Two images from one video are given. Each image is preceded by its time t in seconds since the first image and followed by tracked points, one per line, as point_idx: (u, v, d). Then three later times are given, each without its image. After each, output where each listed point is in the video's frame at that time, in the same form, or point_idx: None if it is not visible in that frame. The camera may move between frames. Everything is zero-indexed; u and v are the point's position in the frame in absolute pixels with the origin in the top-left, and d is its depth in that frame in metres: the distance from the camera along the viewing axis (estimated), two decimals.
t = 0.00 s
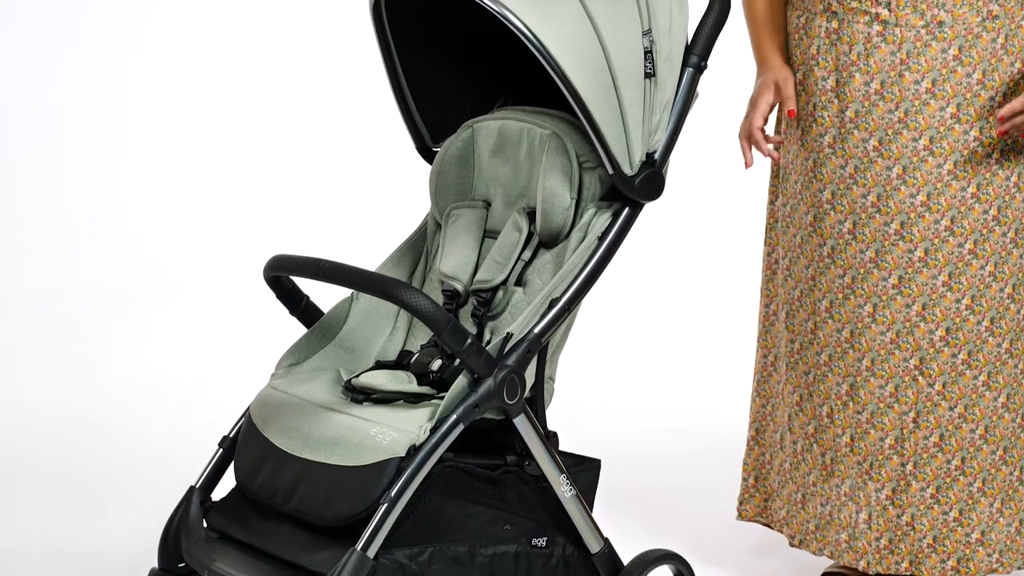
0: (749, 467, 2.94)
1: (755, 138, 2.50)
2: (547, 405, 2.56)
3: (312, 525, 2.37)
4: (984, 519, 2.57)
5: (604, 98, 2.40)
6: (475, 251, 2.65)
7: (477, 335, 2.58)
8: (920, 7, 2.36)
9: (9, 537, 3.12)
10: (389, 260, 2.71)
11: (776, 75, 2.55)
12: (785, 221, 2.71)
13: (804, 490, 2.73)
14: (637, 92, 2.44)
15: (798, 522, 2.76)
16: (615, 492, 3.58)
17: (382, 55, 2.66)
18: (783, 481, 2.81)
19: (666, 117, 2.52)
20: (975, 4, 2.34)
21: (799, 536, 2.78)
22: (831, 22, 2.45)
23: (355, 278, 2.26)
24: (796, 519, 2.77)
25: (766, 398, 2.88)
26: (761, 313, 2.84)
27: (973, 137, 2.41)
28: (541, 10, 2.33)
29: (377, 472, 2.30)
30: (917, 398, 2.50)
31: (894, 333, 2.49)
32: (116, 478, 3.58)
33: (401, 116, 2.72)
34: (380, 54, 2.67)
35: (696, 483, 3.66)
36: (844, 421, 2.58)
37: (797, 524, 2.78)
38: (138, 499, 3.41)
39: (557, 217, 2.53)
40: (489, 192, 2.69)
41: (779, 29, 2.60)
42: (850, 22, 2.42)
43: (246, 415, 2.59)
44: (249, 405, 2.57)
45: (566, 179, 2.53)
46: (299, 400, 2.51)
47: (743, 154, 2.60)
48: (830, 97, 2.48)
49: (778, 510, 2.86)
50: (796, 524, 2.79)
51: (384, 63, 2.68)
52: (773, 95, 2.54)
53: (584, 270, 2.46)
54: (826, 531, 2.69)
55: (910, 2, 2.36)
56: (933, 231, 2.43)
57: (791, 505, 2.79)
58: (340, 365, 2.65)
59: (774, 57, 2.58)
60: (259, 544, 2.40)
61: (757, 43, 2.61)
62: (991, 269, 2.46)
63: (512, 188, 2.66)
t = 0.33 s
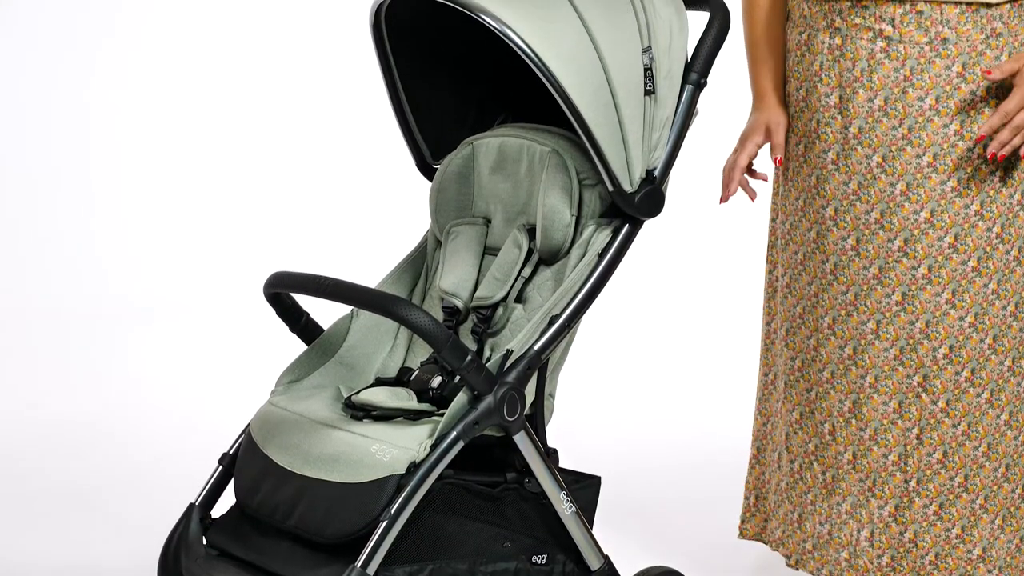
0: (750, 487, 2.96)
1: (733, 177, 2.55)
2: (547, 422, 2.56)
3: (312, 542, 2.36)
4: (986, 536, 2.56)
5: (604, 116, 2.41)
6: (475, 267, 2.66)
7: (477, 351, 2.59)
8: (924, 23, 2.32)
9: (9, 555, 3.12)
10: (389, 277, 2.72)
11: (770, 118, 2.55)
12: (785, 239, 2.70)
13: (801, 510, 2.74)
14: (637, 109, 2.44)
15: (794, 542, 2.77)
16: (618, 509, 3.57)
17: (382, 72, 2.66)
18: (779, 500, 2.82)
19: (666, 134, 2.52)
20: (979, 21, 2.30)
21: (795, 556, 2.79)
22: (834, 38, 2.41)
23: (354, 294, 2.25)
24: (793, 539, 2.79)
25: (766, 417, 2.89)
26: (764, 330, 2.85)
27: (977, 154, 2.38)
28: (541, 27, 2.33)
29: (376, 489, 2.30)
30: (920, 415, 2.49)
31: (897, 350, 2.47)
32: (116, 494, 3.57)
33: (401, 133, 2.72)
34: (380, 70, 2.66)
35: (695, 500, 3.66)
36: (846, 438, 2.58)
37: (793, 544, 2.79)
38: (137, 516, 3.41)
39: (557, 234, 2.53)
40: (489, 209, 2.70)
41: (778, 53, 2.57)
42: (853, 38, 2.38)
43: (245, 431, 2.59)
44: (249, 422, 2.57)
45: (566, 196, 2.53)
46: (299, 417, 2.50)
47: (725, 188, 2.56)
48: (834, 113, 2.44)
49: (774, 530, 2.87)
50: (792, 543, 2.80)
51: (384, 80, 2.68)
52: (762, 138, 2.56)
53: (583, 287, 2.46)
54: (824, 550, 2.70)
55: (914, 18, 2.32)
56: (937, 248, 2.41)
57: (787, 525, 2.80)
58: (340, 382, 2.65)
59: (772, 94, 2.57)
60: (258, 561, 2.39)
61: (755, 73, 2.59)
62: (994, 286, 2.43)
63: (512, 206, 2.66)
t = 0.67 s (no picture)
0: (749, 501, 2.94)
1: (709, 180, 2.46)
2: (547, 439, 2.56)
3: (312, 559, 2.35)
4: (982, 550, 2.49)
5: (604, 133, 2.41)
6: (475, 283, 2.66)
7: (477, 368, 2.59)
8: (925, 39, 2.19)
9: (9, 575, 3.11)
10: (389, 294, 2.72)
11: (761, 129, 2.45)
12: (780, 253, 2.59)
13: (800, 524, 2.66)
14: (637, 126, 2.44)
15: (794, 556, 2.70)
16: (619, 528, 3.55)
17: (382, 88, 2.65)
18: (778, 513, 2.74)
19: (666, 150, 2.52)
20: (981, 37, 2.18)
21: (794, 570, 2.72)
22: (836, 54, 2.28)
23: (354, 310, 2.23)
24: (792, 552, 2.72)
25: (764, 431, 2.86)
26: (761, 346, 2.82)
27: (977, 170, 2.26)
28: (541, 44, 2.33)
29: (376, 506, 2.30)
30: (919, 429, 2.40)
31: (896, 364, 2.37)
32: (116, 513, 3.57)
33: (401, 150, 2.73)
34: (379, 87, 2.66)
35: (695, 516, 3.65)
36: (845, 452, 2.49)
37: (792, 558, 2.72)
38: (137, 534, 3.40)
39: (557, 250, 2.53)
40: (489, 225, 2.70)
41: (778, 68, 2.46)
42: (855, 53, 2.25)
43: (246, 448, 2.59)
44: (249, 439, 2.56)
45: (566, 213, 2.54)
46: (299, 433, 2.49)
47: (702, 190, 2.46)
48: (835, 128, 2.32)
49: (773, 543, 2.80)
50: (791, 557, 2.72)
51: (384, 96, 2.67)
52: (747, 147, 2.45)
53: (583, 304, 2.45)
54: (824, 563, 2.62)
55: (916, 34, 2.19)
56: (937, 262, 2.30)
57: (787, 539, 2.73)
58: (340, 399, 2.66)
59: (770, 106, 2.46)
60: None
61: (752, 86, 2.48)
62: (993, 301, 2.33)
63: (512, 223, 2.67)
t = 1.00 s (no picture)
0: (744, 512, 2.89)
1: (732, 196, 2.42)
2: (547, 454, 2.56)
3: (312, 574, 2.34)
4: (976, 562, 2.42)
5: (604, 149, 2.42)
6: (475, 299, 2.67)
7: (478, 383, 2.59)
8: (920, 53, 2.17)
9: None
10: (389, 309, 2.72)
11: (775, 135, 2.40)
12: (778, 265, 2.56)
13: (803, 531, 2.63)
14: (637, 143, 2.45)
15: (798, 563, 2.66)
16: (619, 544, 3.54)
17: (382, 104, 2.66)
18: (778, 522, 2.71)
19: (666, 166, 2.52)
20: (974, 52, 2.16)
21: None
22: (830, 67, 2.26)
23: (355, 326, 2.23)
24: (796, 560, 2.68)
25: (761, 442, 2.82)
26: (756, 357, 2.78)
27: (970, 184, 2.23)
28: (541, 60, 2.34)
29: (376, 521, 2.29)
30: (913, 440, 2.35)
31: (892, 374, 2.34)
32: (114, 530, 3.55)
33: (402, 166, 2.74)
34: (380, 102, 2.67)
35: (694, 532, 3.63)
36: (842, 460, 2.46)
37: (796, 565, 2.68)
38: (137, 552, 3.39)
39: (557, 266, 2.54)
40: (489, 240, 2.71)
41: (778, 78, 2.44)
42: (849, 67, 2.23)
43: (245, 464, 2.58)
44: (249, 455, 2.56)
45: (566, 229, 2.54)
46: (300, 449, 2.49)
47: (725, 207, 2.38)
48: (830, 141, 2.29)
49: (774, 552, 2.77)
50: (794, 564, 2.69)
51: (384, 112, 2.68)
52: (768, 158, 2.41)
53: (583, 319, 2.46)
54: (828, 569, 2.57)
55: (910, 47, 2.17)
56: (931, 274, 2.26)
57: (789, 547, 2.70)
58: (340, 414, 2.66)
59: (770, 115, 2.42)
60: None
61: (752, 95, 2.45)
62: (986, 314, 2.29)
63: (512, 238, 2.68)
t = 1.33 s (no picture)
0: (746, 526, 2.89)
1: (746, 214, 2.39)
2: (547, 471, 2.55)
3: None
4: None
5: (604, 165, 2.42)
6: (475, 316, 2.67)
7: (477, 400, 2.59)
8: (921, 71, 2.18)
9: None
10: (389, 325, 2.73)
11: (783, 150, 2.37)
12: (779, 280, 2.57)
13: (806, 544, 2.62)
14: (637, 160, 2.45)
15: None
16: (619, 559, 3.54)
17: (383, 120, 2.66)
18: (779, 536, 2.71)
19: (666, 183, 2.53)
20: (974, 70, 2.16)
21: None
22: (831, 84, 2.27)
23: (353, 343, 2.23)
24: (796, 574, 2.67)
25: (762, 456, 2.82)
26: (758, 372, 2.78)
27: (972, 201, 2.23)
28: (541, 78, 2.35)
29: (376, 538, 2.28)
30: (915, 456, 2.35)
31: (895, 391, 2.34)
32: (115, 548, 3.55)
33: (402, 183, 2.74)
34: (380, 119, 2.67)
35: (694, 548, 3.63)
36: (846, 475, 2.46)
37: None
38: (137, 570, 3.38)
39: (557, 283, 2.54)
40: (489, 257, 2.72)
41: (778, 92, 2.44)
42: (850, 84, 2.24)
43: (245, 481, 2.57)
44: (249, 472, 2.55)
45: (566, 245, 2.54)
46: (301, 466, 2.49)
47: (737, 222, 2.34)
48: (832, 157, 2.30)
49: (775, 565, 2.76)
50: None
51: (384, 128, 2.68)
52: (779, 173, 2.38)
53: (583, 337, 2.46)
54: None
55: (911, 65, 2.18)
56: (933, 291, 2.26)
57: (789, 561, 2.69)
58: (340, 431, 2.66)
59: (772, 131, 2.42)
60: None
61: (752, 109, 2.46)
62: (988, 330, 2.28)
63: (512, 255, 2.69)
